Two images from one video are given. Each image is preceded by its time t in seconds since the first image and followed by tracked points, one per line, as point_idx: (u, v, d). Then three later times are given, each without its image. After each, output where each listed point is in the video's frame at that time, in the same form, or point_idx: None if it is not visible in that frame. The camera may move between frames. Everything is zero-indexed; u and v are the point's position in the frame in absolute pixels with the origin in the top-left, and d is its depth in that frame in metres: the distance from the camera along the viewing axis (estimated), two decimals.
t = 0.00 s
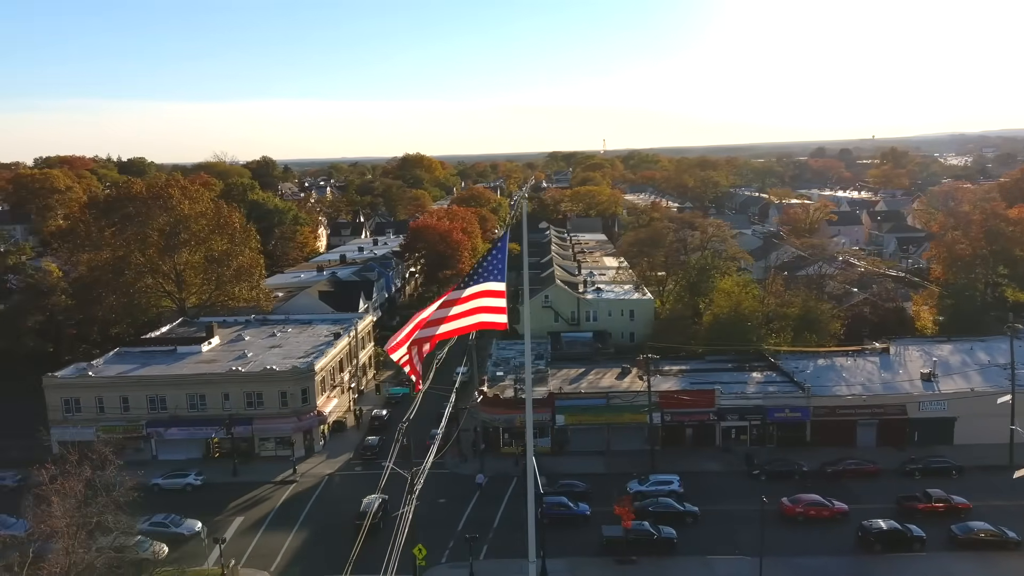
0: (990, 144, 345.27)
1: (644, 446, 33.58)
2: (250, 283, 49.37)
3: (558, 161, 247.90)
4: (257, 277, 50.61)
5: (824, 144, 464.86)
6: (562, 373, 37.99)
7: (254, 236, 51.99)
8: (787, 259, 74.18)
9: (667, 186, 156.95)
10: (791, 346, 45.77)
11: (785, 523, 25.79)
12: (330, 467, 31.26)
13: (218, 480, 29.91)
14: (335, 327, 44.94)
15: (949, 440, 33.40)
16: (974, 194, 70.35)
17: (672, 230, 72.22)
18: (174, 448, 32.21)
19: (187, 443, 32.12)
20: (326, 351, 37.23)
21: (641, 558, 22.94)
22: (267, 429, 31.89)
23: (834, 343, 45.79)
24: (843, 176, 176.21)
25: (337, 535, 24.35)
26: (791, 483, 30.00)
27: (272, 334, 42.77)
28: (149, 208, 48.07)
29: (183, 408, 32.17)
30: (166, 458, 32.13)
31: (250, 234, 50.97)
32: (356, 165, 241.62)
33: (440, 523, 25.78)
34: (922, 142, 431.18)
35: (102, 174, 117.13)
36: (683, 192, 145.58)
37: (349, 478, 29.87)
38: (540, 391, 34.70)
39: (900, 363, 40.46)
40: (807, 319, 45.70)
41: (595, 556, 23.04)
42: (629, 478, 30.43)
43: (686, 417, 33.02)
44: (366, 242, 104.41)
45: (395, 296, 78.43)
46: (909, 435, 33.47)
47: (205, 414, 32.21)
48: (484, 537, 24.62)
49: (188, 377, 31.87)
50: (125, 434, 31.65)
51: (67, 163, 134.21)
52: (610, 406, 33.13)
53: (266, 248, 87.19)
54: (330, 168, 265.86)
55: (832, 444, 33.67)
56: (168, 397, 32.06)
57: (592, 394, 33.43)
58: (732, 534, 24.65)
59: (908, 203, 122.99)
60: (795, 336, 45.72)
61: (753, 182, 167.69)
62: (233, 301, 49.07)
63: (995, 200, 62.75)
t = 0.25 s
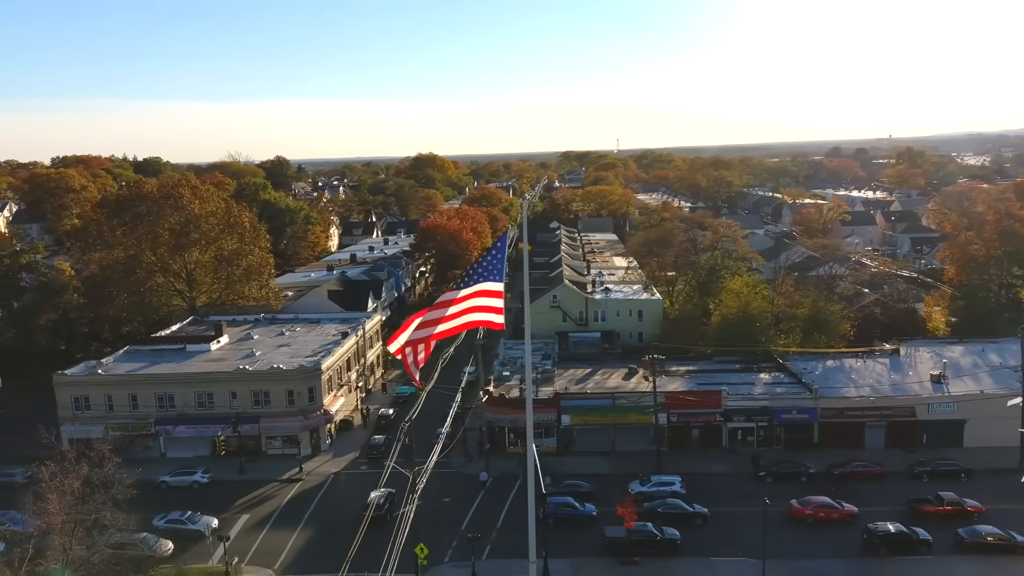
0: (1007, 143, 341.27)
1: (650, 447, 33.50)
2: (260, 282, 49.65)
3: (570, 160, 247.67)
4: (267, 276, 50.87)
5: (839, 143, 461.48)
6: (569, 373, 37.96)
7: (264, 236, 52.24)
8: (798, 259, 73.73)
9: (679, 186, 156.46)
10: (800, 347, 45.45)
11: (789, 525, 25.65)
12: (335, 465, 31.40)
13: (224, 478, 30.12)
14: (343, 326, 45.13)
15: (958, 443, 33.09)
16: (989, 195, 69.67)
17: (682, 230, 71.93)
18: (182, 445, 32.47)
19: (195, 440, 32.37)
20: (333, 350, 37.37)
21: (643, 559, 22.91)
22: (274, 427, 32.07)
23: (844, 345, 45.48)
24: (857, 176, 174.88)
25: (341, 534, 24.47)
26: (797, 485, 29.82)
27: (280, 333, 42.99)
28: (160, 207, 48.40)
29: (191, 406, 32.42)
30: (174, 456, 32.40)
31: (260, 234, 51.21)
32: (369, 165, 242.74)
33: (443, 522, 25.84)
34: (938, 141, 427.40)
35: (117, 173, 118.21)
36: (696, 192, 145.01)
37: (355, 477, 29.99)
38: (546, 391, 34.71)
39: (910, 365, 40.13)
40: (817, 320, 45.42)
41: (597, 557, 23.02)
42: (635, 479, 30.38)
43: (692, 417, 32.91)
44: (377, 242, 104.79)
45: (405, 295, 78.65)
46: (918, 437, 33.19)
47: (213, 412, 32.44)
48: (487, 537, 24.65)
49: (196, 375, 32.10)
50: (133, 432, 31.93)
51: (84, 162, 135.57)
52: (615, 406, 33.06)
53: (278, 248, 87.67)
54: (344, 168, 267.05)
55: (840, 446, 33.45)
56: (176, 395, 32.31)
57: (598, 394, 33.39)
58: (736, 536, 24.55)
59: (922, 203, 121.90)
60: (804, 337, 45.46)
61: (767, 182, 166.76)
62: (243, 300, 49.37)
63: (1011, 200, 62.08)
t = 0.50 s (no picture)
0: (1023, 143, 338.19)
1: (656, 447, 33.43)
2: (268, 281, 49.89)
3: (583, 160, 247.56)
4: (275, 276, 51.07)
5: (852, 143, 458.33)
6: (574, 374, 37.91)
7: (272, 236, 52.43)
8: (808, 260, 73.35)
9: (690, 186, 155.97)
10: (808, 348, 45.11)
11: (794, 527, 25.49)
12: (341, 464, 31.50)
13: (230, 476, 30.28)
14: (350, 325, 45.28)
15: (967, 445, 32.83)
16: (1002, 195, 69.05)
17: (690, 230, 71.66)
18: (189, 443, 32.68)
19: (202, 439, 32.58)
20: (340, 349, 37.47)
21: (646, 560, 22.86)
22: (280, 426, 32.21)
23: (852, 346, 45.21)
24: (870, 176, 173.70)
25: (345, 533, 24.50)
26: (803, 487, 29.64)
27: (287, 332, 43.15)
28: (169, 207, 48.69)
29: (198, 404, 32.64)
30: (181, 454, 32.61)
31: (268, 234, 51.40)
32: (381, 164, 243.56)
33: (447, 522, 25.86)
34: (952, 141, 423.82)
35: (130, 172, 119.10)
36: (707, 192, 144.45)
37: (359, 476, 30.11)
38: (551, 391, 34.72)
39: (918, 366, 39.82)
40: (825, 321, 45.15)
41: (600, 558, 22.99)
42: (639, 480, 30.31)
43: (697, 418, 32.80)
44: (387, 242, 105.03)
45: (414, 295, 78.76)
46: (926, 439, 32.94)
47: (220, 410, 32.64)
48: (489, 537, 24.72)
49: (203, 374, 32.29)
50: (141, 430, 32.15)
51: (98, 162, 136.76)
52: (620, 407, 32.98)
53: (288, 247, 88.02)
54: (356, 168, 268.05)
55: (846, 448, 33.24)
56: (184, 393, 32.52)
57: (603, 394, 33.32)
58: (740, 537, 24.45)
59: (936, 203, 120.87)
60: (812, 338, 45.22)
61: (780, 182, 165.93)
62: (251, 299, 49.63)
63: None
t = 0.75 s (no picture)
0: None
1: (661, 448, 33.33)
2: (278, 281, 50.14)
3: (596, 160, 247.14)
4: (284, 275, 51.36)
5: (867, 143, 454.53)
6: (581, 374, 37.88)
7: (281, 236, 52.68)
8: (820, 260, 72.89)
9: (703, 186, 155.29)
10: (818, 349, 44.55)
11: (799, 528, 25.37)
12: (347, 463, 31.63)
13: (237, 474, 30.48)
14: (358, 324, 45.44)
15: (977, 448, 32.51)
16: (1018, 195, 68.26)
17: (701, 231, 71.39)
18: (197, 441, 32.93)
19: (209, 437, 32.81)
20: (347, 349, 37.61)
21: (649, 562, 22.81)
22: (287, 424, 32.39)
23: (862, 347, 44.89)
24: (885, 176, 172.21)
25: (349, 532, 24.61)
26: (809, 489, 29.48)
27: (296, 331, 43.38)
28: (180, 207, 49.06)
29: (206, 403, 32.86)
30: (189, 452, 32.86)
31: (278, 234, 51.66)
32: (394, 164, 244.54)
33: (452, 521, 25.94)
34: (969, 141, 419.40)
35: (145, 171, 120.26)
36: (720, 192, 143.81)
37: (365, 475, 30.24)
38: (557, 391, 34.72)
39: (929, 368, 39.48)
40: (834, 322, 44.85)
41: (603, 559, 22.97)
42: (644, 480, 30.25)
43: (704, 420, 32.69)
44: (398, 241, 105.38)
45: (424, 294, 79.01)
46: (935, 442, 32.65)
47: (228, 409, 32.84)
48: (493, 536, 24.78)
49: (212, 372, 32.51)
50: (150, 428, 32.44)
51: (114, 162, 138.21)
52: (626, 407, 32.91)
53: (300, 247, 88.54)
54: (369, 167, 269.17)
55: (854, 450, 33.02)
56: (192, 391, 32.77)
57: (609, 395, 33.27)
58: (745, 539, 24.36)
59: (952, 204, 119.59)
60: (821, 339, 44.97)
61: (794, 181, 164.88)
62: (261, 298, 49.96)
63: None
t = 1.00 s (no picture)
0: None
1: (667, 449, 33.24)
2: (286, 279, 50.45)
3: (608, 159, 246.72)
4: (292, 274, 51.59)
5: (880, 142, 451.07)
6: (587, 374, 37.81)
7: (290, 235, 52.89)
8: (830, 260, 72.44)
9: (715, 186, 154.67)
10: (825, 351, 44.46)
11: (805, 530, 25.25)
12: (352, 462, 31.74)
13: (242, 473, 30.64)
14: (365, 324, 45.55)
15: (987, 451, 32.21)
16: None
17: (710, 231, 71.13)
18: (203, 440, 33.13)
19: (216, 435, 33.00)
20: (353, 348, 37.70)
21: (652, 563, 22.77)
22: (293, 423, 32.52)
23: (871, 349, 44.59)
24: (898, 176, 170.87)
25: (353, 531, 24.69)
26: (815, 491, 29.31)
27: (303, 330, 43.55)
28: (190, 206, 49.36)
29: (213, 401, 33.04)
30: (196, 450, 33.08)
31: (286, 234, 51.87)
32: (405, 164, 245.15)
33: (456, 521, 25.98)
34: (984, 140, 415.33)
35: (158, 172, 121.16)
36: (731, 192, 143.15)
37: (369, 474, 30.32)
38: (563, 392, 34.69)
39: (938, 369, 39.15)
40: (843, 324, 44.56)
41: (606, 560, 22.94)
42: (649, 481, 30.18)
43: (709, 421, 32.57)
44: (408, 241, 105.63)
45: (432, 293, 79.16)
46: (943, 444, 32.37)
47: (234, 408, 33.01)
48: (497, 536, 24.78)
49: (218, 371, 32.67)
50: (157, 426, 32.66)
51: (127, 162, 139.29)
52: (631, 408, 32.83)
53: (309, 246, 88.89)
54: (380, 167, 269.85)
55: (861, 452, 32.81)
56: (199, 390, 32.95)
57: (614, 395, 33.21)
58: (749, 541, 24.27)
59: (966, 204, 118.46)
60: (830, 341, 44.71)
61: (806, 181, 163.90)
62: (269, 298, 50.25)
63: None
